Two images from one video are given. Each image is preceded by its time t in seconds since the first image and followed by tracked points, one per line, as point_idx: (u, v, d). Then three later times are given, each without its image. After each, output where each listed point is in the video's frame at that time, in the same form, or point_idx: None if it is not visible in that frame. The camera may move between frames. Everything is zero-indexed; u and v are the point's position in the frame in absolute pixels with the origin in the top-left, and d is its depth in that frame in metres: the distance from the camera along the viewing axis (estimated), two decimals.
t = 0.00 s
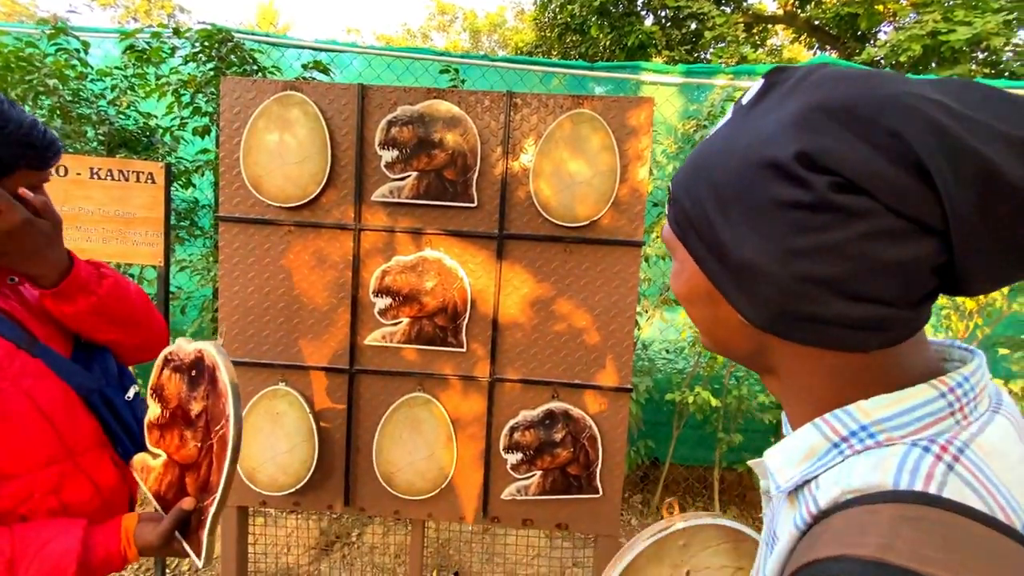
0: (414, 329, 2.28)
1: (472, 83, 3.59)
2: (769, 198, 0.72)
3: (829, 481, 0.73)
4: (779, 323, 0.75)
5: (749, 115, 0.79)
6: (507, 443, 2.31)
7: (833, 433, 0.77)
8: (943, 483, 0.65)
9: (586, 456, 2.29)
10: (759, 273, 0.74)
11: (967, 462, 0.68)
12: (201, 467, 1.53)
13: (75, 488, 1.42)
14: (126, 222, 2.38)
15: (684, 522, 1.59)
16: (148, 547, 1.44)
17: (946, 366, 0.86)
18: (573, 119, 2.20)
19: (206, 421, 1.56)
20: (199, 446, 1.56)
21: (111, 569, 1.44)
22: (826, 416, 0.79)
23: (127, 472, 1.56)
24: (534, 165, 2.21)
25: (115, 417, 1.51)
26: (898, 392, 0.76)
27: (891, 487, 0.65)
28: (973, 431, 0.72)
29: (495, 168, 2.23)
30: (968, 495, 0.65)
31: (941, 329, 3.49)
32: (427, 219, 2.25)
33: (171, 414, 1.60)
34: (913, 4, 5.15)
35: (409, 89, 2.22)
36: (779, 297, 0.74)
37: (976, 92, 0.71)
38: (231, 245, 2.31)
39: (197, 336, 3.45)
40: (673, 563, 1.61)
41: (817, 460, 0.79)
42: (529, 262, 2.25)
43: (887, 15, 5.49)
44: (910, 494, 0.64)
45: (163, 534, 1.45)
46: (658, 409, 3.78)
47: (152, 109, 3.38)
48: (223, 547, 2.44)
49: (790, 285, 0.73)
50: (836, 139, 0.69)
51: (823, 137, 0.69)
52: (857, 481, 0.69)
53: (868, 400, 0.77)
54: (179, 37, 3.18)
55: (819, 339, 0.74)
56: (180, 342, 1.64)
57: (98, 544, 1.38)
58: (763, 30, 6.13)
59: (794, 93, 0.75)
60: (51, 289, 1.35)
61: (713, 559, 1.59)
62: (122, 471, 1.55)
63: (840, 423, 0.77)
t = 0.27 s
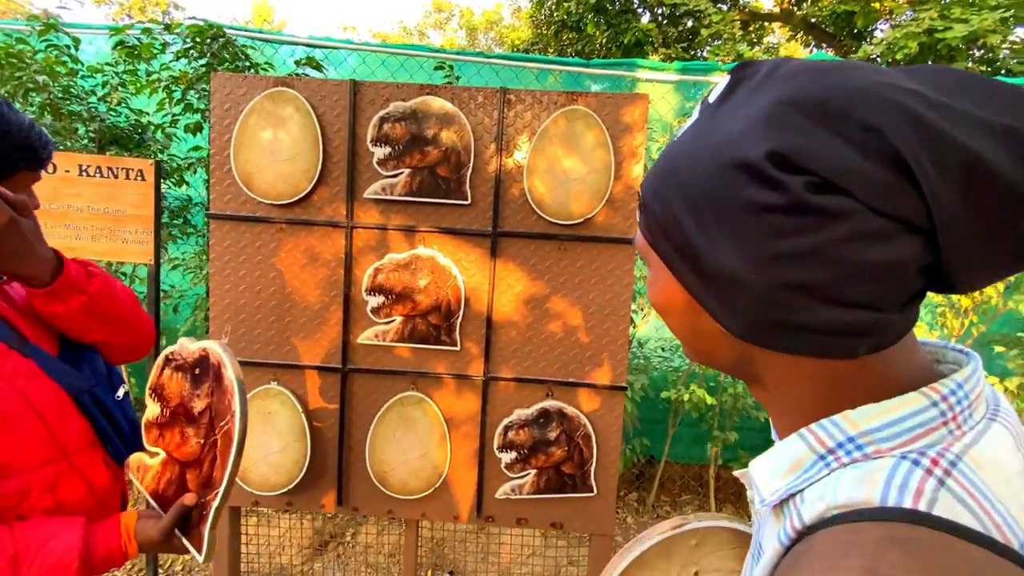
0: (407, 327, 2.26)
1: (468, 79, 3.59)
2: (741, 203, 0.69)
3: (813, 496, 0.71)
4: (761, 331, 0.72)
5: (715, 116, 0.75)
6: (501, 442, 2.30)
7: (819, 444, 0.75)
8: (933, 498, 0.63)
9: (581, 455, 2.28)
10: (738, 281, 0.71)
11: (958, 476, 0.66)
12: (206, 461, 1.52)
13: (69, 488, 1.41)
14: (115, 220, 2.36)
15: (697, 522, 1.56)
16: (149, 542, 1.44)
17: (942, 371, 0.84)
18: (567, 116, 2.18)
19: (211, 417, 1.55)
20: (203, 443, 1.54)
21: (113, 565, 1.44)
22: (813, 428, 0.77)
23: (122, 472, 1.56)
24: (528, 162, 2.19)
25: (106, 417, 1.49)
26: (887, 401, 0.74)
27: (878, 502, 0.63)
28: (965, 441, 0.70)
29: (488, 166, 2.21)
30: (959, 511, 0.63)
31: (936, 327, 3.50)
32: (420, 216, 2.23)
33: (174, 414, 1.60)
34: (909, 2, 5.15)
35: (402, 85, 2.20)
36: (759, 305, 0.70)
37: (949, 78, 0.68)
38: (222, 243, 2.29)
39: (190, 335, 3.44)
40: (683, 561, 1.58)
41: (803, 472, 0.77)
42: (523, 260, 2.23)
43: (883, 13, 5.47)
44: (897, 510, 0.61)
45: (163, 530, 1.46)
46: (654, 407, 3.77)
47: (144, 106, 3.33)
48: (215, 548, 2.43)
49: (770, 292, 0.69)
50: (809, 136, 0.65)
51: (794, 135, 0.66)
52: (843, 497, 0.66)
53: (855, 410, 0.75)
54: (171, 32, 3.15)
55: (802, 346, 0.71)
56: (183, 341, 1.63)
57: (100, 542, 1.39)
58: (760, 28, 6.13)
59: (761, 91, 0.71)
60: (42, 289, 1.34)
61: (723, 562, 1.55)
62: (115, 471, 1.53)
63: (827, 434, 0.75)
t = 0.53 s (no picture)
0: (405, 326, 2.25)
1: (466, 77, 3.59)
2: (719, 199, 0.67)
3: (818, 515, 0.69)
4: (741, 334, 0.70)
5: (701, 113, 0.74)
6: (499, 441, 2.29)
7: (821, 458, 0.74)
8: (944, 517, 0.62)
9: (579, 454, 2.27)
10: (717, 282, 0.69)
11: (968, 490, 0.65)
12: (222, 455, 1.74)
13: (74, 487, 1.41)
14: (109, 218, 2.34)
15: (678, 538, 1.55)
16: (164, 537, 1.58)
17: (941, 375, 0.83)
18: (565, 113, 2.17)
19: (227, 414, 1.77)
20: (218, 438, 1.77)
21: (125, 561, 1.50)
22: (812, 440, 0.76)
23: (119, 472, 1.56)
24: (526, 160, 2.18)
25: (105, 416, 1.49)
26: (889, 412, 0.73)
27: (887, 521, 0.62)
28: (970, 450, 0.69)
29: (486, 163, 2.20)
30: (970, 529, 0.62)
31: (934, 325, 3.50)
32: (417, 214, 2.22)
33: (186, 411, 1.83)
34: None
35: (398, 82, 2.18)
36: (739, 305, 0.69)
37: (937, 79, 0.67)
38: (218, 241, 2.27)
39: (187, 334, 3.43)
40: None
41: (803, 487, 0.75)
42: (521, 258, 2.22)
43: (881, 12, 5.43)
44: (906, 529, 0.60)
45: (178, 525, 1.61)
46: (652, 406, 3.76)
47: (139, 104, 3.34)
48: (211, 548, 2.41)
49: (749, 291, 0.67)
50: (788, 131, 0.64)
51: (775, 130, 0.64)
52: (851, 517, 0.65)
53: (857, 421, 0.74)
54: (166, 30, 3.13)
55: (784, 349, 0.69)
56: (196, 343, 1.85)
57: (112, 539, 1.42)
58: (758, 26, 6.13)
59: (746, 86, 0.70)
60: (52, 294, 1.35)
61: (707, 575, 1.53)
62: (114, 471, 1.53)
63: (829, 448, 0.74)
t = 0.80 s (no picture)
0: (404, 325, 2.25)
1: (466, 76, 3.60)
2: (780, 195, 0.65)
3: (810, 501, 0.68)
4: (767, 330, 0.70)
5: (760, 92, 0.71)
6: (498, 441, 2.29)
7: (814, 448, 0.74)
8: (932, 501, 0.62)
9: (579, 453, 2.26)
10: (754, 277, 0.68)
11: (956, 476, 0.65)
12: (247, 446, 1.76)
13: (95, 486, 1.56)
14: (109, 218, 2.34)
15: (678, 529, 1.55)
16: (198, 526, 1.65)
17: (930, 367, 0.83)
18: (565, 112, 2.17)
19: (252, 406, 1.79)
20: (244, 429, 1.78)
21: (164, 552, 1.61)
22: (806, 431, 0.75)
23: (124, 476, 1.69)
24: (525, 159, 2.18)
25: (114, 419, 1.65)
26: (879, 402, 0.73)
27: (876, 507, 0.62)
28: (959, 440, 0.70)
29: (485, 163, 2.19)
30: (960, 513, 0.62)
31: (936, 325, 3.50)
32: (416, 214, 2.22)
33: (207, 406, 1.83)
34: None
35: (398, 81, 2.18)
36: (773, 304, 0.68)
37: (999, 91, 0.68)
38: (218, 240, 2.27)
39: (187, 333, 3.43)
40: (669, 570, 1.56)
41: (798, 477, 0.74)
42: (521, 257, 2.22)
43: (881, 11, 5.40)
44: (895, 514, 0.61)
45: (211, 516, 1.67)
46: (652, 405, 3.76)
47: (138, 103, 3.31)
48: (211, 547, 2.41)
49: (789, 291, 0.67)
50: (871, 132, 0.63)
51: (856, 129, 0.63)
52: (841, 501, 0.64)
53: (847, 411, 0.74)
54: (166, 29, 3.12)
55: (805, 348, 0.70)
56: (212, 340, 1.88)
57: (149, 531, 1.55)
58: (758, 26, 6.12)
59: (818, 72, 0.67)
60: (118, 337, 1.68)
61: (708, 567, 1.52)
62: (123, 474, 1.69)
63: (822, 438, 0.73)
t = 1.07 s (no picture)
0: (408, 326, 2.26)
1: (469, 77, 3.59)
2: (839, 136, 0.70)
3: (816, 491, 0.71)
4: (810, 283, 0.72)
5: (814, 63, 0.77)
6: (501, 441, 2.29)
7: (823, 440, 0.76)
8: (937, 494, 0.63)
9: (582, 453, 2.27)
10: (806, 220, 0.71)
11: (966, 473, 0.65)
12: (291, 433, 2.25)
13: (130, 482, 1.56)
14: (115, 219, 2.35)
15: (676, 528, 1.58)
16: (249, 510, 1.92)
17: (954, 368, 0.83)
18: (568, 113, 2.17)
19: (291, 399, 2.24)
20: (284, 420, 2.25)
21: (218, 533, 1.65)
22: (817, 424, 0.77)
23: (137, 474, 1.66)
24: (528, 160, 2.19)
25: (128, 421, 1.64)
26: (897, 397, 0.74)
27: (881, 497, 0.63)
28: (976, 440, 0.70)
29: (488, 163, 2.20)
30: (965, 508, 0.63)
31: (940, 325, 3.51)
32: (419, 214, 2.23)
33: (240, 400, 2.24)
34: None
35: (402, 82, 2.19)
36: (824, 247, 0.70)
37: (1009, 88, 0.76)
38: (222, 241, 2.28)
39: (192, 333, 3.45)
40: (668, 569, 1.58)
41: (806, 467, 0.78)
42: (524, 258, 2.23)
43: (885, 11, 5.41)
44: (901, 505, 0.62)
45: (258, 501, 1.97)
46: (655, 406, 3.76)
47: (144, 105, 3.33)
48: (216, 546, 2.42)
49: (836, 236, 0.69)
50: (925, 80, 0.68)
51: (912, 77, 0.68)
52: (845, 491, 0.67)
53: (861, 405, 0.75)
54: (171, 31, 3.14)
55: (841, 309, 0.72)
56: (243, 339, 2.28)
57: (204, 513, 1.58)
58: (761, 25, 6.11)
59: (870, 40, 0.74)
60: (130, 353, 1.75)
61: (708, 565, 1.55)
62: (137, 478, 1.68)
63: (832, 431, 0.75)
